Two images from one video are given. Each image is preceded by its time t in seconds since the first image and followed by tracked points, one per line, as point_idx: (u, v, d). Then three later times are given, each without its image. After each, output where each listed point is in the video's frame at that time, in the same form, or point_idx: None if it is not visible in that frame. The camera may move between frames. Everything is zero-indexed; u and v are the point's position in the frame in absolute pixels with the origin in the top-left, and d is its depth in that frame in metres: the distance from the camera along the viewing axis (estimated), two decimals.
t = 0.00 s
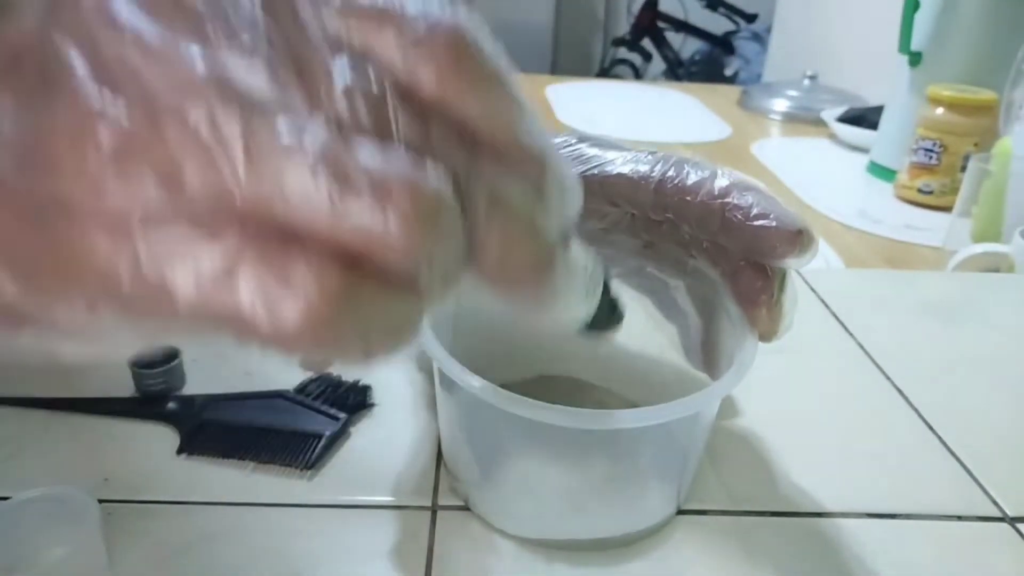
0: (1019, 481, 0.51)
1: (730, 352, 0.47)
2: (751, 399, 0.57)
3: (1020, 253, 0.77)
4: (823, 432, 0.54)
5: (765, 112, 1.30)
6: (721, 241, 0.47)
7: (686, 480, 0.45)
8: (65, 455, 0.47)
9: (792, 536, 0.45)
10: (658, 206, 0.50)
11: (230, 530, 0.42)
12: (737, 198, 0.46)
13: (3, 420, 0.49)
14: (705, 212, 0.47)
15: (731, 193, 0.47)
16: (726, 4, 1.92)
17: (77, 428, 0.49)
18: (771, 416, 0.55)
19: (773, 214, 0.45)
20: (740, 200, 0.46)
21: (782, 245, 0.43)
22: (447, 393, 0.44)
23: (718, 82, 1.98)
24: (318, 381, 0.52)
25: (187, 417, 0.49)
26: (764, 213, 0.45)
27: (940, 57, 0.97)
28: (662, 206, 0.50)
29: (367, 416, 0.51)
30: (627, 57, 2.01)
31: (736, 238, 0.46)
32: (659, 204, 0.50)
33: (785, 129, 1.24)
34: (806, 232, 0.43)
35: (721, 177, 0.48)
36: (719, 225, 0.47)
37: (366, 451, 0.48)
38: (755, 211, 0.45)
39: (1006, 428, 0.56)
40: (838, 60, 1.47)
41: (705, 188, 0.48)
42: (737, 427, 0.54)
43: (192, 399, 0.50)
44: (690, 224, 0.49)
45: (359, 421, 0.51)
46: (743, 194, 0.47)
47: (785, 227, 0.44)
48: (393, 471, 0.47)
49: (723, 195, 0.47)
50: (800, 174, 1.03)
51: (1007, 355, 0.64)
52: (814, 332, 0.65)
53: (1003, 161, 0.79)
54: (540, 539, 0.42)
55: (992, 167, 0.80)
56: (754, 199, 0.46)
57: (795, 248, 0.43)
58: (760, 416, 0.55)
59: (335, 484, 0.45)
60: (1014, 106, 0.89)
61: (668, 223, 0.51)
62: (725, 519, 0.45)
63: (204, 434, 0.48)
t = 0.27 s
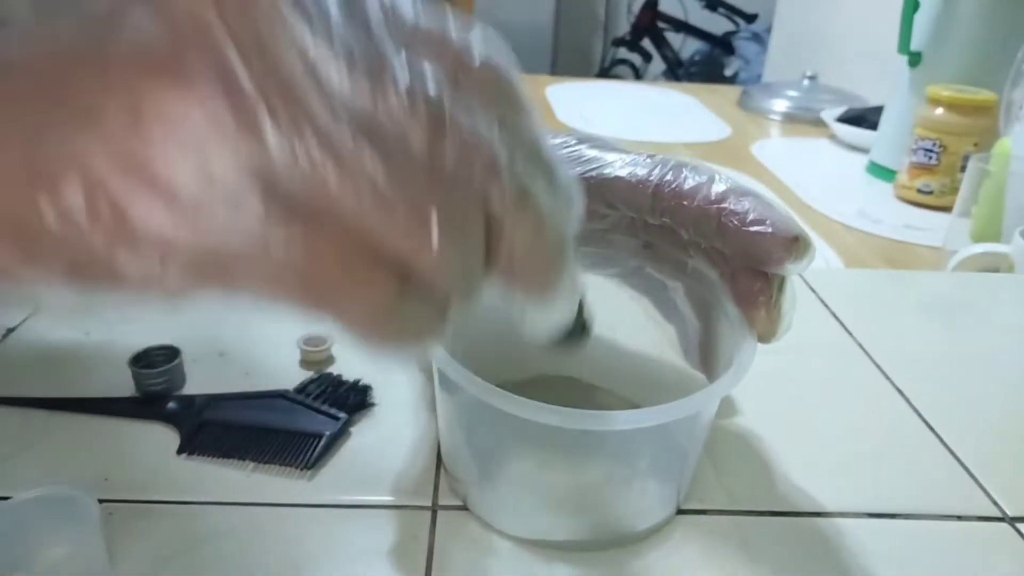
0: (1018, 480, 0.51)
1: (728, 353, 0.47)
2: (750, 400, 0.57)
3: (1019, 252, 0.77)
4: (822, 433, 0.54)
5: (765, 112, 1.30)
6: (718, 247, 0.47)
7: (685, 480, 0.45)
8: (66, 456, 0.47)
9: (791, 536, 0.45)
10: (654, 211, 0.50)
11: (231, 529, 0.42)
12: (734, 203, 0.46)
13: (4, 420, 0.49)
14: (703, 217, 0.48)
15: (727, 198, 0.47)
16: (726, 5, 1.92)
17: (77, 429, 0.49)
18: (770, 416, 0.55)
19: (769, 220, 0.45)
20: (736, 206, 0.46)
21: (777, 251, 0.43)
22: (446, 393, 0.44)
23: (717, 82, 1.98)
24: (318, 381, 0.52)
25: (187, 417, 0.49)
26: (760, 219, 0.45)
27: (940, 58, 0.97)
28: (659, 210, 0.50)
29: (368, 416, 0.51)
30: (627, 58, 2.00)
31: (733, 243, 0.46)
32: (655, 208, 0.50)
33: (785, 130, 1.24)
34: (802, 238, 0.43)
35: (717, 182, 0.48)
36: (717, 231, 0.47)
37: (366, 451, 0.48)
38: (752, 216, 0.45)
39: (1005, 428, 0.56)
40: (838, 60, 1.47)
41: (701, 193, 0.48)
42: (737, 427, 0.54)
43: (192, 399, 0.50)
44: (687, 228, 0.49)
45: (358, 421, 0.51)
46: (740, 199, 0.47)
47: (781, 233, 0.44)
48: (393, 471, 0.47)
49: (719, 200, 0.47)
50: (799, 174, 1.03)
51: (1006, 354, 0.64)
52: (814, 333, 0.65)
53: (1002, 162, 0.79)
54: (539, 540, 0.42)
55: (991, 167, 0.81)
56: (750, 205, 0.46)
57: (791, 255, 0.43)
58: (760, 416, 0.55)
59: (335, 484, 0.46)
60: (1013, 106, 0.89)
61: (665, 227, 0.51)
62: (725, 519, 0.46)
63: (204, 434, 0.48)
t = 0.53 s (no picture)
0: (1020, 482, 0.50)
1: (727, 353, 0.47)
2: (751, 400, 0.56)
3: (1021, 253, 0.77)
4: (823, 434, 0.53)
5: (766, 112, 1.30)
6: (719, 247, 0.47)
7: (684, 481, 0.45)
8: (64, 456, 0.47)
9: (793, 537, 0.44)
10: (654, 210, 0.50)
11: (229, 531, 0.42)
12: (735, 202, 0.46)
13: (2, 421, 0.49)
14: (704, 217, 0.47)
15: (728, 197, 0.46)
16: (727, 4, 1.91)
17: (76, 429, 0.49)
18: (771, 417, 0.55)
19: (771, 219, 0.44)
20: (737, 206, 0.46)
21: (779, 251, 0.43)
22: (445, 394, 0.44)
23: (718, 82, 1.97)
24: (317, 382, 0.52)
25: (186, 418, 0.49)
26: (761, 218, 0.45)
27: (941, 57, 0.97)
28: (658, 210, 0.49)
29: (367, 417, 0.51)
30: (627, 57, 2.00)
31: (734, 244, 0.45)
32: (655, 208, 0.49)
33: (786, 129, 1.24)
34: (804, 238, 0.43)
35: (718, 181, 0.48)
36: (718, 230, 0.46)
37: (366, 452, 0.48)
38: (753, 216, 0.45)
39: (1008, 429, 0.55)
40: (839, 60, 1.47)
41: (702, 192, 0.47)
42: (738, 428, 0.54)
43: (191, 400, 0.50)
44: (687, 228, 0.49)
45: (358, 422, 0.50)
46: (741, 198, 0.46)
47: (783, 233, 0.44)
48: (393, 473, 0.47)
49: (721, 200, 0.46)
50: (800, 174, 1.02)
51: (1009, 355, 0.64)
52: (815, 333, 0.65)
53: (1004, 161, 0.79)
54: (538, 542, 0.42)
55: (993, 167, 0.80)
56: (752, 204, 0.46)
57: (793, 253, 0.43)
58: (761, 417, 0.55)
59: (334, 485, 0.45)
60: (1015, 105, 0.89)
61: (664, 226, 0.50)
62: (726, 520, 0.45)
63: (203, 435, 0.48)
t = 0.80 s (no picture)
0: (1018, 481, 0.51)
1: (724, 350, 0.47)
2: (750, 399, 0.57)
3: (1019, 252, 0.77)
4: (821, 433, 0.54)
5: (765, 113, 1.30)
6: (718, 248, 0.47)
7: (683, 478, 0.45)
8: (65, 455, 0.47)
9: (791, 535, 0.45)
10: (652, 211, 0.50)
11: (230, 529, 0.42)
12: (734, 203, 0.46)
13: (3, 420, 0.49)
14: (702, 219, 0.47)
15: (728, 198, 0.47)
16: (726, 5, 1.92)
17: (77, 428, 0.49)
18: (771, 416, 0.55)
19: (770, 221, 0.45)
20: (737, 207, 0.46)
21: (778, 251, 0.44)
22: (444, 392, 0.44)
23: (718, 83, 1.98)
24: (318, 381, 0.52)
25: (188, 417, 0.49)
26: (760, 219, 0.45)
27: (939, 58, 0.97)
28: (656, 211, 0.49)
29: (368, 416, 0.51)
30: (627, 58, 2.00)
31: (734, 244, 0.46)
32: (653, 208, 0.49)
33: (785, 130, 1.24)
34: (802, 238, 0.44)
35: (716, 182, 0.48)
36: (716, 231, 0.47)
37: (366, 451, 0.48)
38: (752, 217, 0.45)
39: (1006, 428, 0.56)
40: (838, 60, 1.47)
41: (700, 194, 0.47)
42: (737, 427, 0.54)
43: (192, 399, 0.50)
44: (685, 229, 0.49)
45: (359, 421, 0.51)
46: (740, 199, 0.47)
47: (782, 234, 0.44)
48: (393, 471, 0.47)
49: (720, 201, 0.47)
50: (799, 174, 1.02)
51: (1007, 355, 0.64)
52: (814, 334, 0.65)
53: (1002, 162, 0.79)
54: (538, 539, 0.43)
55: (991, 167, 0.80)
56: (751, 205, 0.46)
57: (792, 253, 0.44)
58: (760, 416, 0.55)
59: (335, 483, 0.45)
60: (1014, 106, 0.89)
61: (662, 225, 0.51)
62: (725, 518, 0.46)
63: (204, 434, 0.48)
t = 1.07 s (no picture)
0: (1018, 481, 0.51)
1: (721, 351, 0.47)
2: (750, 399, 0.57)
3: (1019, 253, 0.77)
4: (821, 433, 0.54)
5: (765, 112, 1.30)
6: (716, 248, 0.47)
7: (682, 478, 0.45)
8: (66, 456, 0.47)
9: (791, 535, 0.45)
10: (651, 211, 0.50)
11: (230, 529, 0.42)
12: (733, 204, 0.46)
13: (3, 420, 0.49)
14: (701, 219, 0.47)
15: (726, 199, 0.47)
16: (726, 5, 1.91)
17: (78, 428, 0.49)
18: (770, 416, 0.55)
19: (769, 222, 0.45)
20: (736, 207, 0.46)
21: (777, 252, 0.44)
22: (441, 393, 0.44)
23: (717, 83, 1.98)
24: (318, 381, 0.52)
25: (188, 417, 0.49)
26: (760, 220, 0.45)
27: (940, 58, 0.97)
28: (656, 210, 0.49)
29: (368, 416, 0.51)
30: (627, 58, 2.00)
31: (731, 245, 0.46)
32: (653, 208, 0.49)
33: (785, 130, 1.24)
34: (801, 240, 0.44)
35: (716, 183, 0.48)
36: (715, 232, 0.47)
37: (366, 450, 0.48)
38: (751, 218, 0.45)
39: (1006, 428, 0.56)
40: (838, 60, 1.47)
41: (699, 195, 0.47)
42: (737, 427, 0.54)
43: (192, 399, 0.50)
44: (684, 228, 0.49)
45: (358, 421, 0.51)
46: (738, 200, 0.47)
47: (780, 235, 0.44)
48: (393, 471, 0.47)
49: (718, 201, 0.47)
50: (799, 174, 1.02)
51: (1007, 355, 0.64)
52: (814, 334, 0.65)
53: (1002, 162, 0.79)
54: (538, 541, 0.42)
55: (991, 167, 0.81)
56: (750, 206, 0.46)
57: (790, 254, 0.44)
58: (760, 416, 0.55)
59: (335, 483, 0.46)
60: (1013, 106, 0.89)
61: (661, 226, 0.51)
62: (725, 518, 0.46)
63: (204, 434, 0.48)
